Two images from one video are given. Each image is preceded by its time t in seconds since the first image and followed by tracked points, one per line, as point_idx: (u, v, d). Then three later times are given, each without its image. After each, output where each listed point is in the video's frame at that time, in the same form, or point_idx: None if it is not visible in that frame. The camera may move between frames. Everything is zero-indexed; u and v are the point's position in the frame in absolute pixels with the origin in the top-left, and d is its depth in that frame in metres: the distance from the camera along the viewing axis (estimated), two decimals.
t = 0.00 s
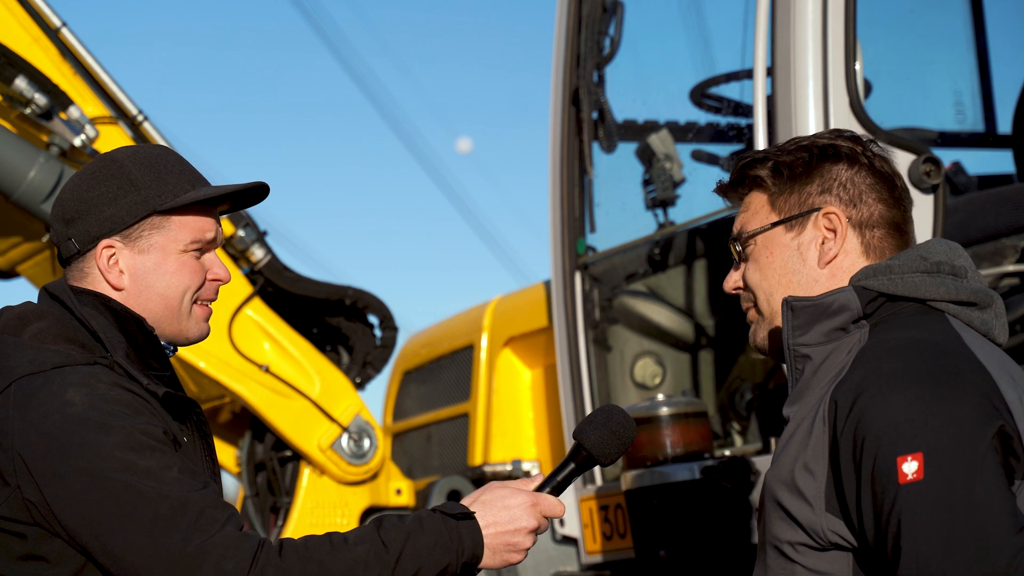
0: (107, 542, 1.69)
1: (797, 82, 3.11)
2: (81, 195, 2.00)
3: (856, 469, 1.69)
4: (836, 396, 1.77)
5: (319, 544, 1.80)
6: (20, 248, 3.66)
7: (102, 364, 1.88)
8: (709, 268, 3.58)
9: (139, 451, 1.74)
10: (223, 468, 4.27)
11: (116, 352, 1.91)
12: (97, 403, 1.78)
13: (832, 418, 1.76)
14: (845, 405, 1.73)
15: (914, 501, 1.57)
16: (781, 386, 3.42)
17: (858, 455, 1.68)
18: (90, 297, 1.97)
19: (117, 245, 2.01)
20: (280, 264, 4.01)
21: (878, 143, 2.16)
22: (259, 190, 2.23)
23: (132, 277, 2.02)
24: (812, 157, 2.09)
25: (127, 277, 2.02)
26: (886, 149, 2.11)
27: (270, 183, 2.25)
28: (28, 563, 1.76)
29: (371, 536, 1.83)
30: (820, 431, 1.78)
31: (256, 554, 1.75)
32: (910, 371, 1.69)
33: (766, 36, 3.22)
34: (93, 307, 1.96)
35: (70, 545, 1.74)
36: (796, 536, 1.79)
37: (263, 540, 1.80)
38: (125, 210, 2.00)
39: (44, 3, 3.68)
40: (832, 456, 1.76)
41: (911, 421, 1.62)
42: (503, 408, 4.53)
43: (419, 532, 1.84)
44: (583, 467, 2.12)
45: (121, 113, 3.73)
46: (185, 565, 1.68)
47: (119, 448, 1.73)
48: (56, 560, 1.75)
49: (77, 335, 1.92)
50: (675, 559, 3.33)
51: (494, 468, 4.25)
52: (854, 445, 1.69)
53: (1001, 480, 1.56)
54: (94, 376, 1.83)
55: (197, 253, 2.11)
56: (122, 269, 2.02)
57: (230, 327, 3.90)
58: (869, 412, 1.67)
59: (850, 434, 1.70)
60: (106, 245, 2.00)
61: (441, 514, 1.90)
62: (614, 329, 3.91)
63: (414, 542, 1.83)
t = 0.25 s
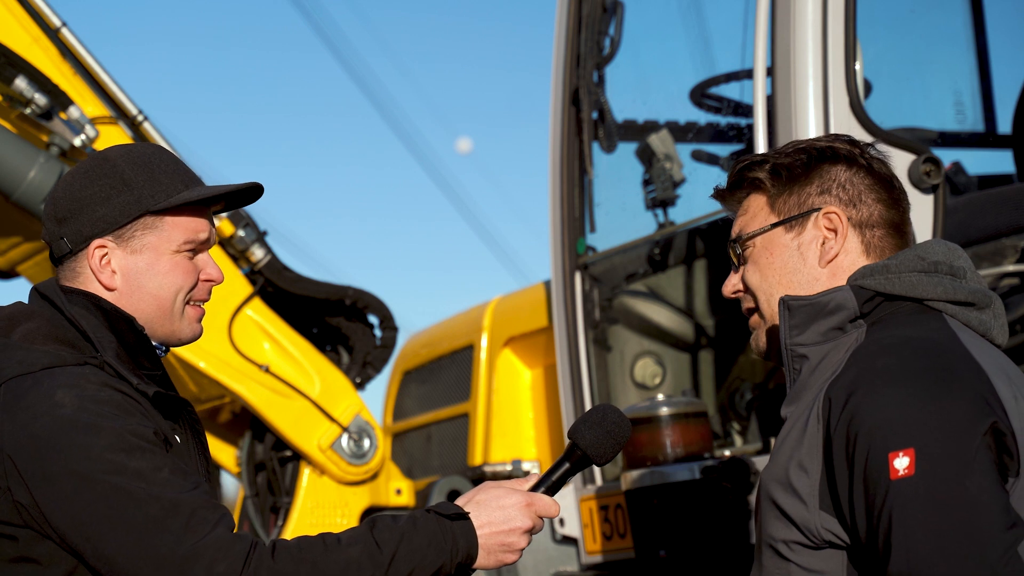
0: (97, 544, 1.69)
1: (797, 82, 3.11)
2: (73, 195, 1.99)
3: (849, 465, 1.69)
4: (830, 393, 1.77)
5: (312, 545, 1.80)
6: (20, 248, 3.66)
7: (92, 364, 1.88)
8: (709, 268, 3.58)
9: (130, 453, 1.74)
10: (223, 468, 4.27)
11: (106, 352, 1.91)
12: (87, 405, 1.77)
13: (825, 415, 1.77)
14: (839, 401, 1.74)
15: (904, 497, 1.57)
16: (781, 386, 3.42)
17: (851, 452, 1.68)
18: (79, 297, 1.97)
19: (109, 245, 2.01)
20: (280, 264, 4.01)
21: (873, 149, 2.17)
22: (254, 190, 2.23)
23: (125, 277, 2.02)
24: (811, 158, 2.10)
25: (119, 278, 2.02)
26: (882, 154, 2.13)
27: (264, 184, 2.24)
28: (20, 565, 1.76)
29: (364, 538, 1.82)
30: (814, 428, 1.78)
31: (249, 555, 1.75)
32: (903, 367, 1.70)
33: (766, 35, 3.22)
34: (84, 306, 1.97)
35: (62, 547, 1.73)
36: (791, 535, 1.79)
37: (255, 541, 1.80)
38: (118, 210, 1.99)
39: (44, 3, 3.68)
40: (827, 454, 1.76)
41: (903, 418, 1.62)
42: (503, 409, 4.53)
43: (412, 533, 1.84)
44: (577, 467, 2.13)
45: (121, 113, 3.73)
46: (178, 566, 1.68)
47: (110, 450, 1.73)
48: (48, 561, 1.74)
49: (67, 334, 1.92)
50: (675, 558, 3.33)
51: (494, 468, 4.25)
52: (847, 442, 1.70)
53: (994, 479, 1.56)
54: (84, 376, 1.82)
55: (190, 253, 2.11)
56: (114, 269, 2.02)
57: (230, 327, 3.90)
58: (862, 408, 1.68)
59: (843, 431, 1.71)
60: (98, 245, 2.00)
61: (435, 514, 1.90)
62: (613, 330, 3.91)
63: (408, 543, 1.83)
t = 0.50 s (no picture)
0: (94, 545, 1.69)
1: (797, 81, 3.11)
2: (71, 194, 1.99)
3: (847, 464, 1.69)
4: (829, 392, 1.78)
5: (309, 547, 1.80)
6: (20, 248, 3.66)
7: (89, 364, 1.87)
8: (709, 268, 3.58)
9: (127, 454, 1.74)
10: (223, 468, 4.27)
11: (104, 352, 1.91)
12: (84, 405, 1.77)
13: (824, 414, 1.78)
14: (837, 400, 1.75)
15: (901, 495, 1.57)
16: (781, 386, 3.42)
17: (849, 450, 1.69)
18: (77, 297, 1.97)
19: (107, 244, 2.01)
20: (280, 264, 4.01)
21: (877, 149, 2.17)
22: (252, 189, 2.23)
23: (123, 277, 2.02)
24: (815, 160, 2.09)
25: (117, 277, 2.02)
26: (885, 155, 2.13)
27: (261, 181, 2.24)
28: (19, 565, 1.76)
29: (361, 539, 1.82)
30: (813, 428, 1.79)
31: (247, 555, 1.75)
32: (902, 366, 1.70)
33: (766, 35, 3.22)
34: (81, 305, 1.96)
35: (60, 548, 1.74)
36: (790, 535, 1.79)
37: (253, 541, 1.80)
38: (115, 209, 1.99)
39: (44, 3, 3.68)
40: (825, 453, 1.76)
41: (900, 416, 1.63)
42: (503, 408, 4.53)
43: (410, 534, 1.84)
44: (575, 468, 2.14)
45: (121, 113, 3.73)
46: (176, 566, 1.68)
47: (108, 451, 1.73)
48: (46, 562, 1.75)
49: (65, 335, 1.92)
50: (675, 558, 3.34)
51: (494, 468, 4.25)
52: (845, 441, 1.70)
53: (992, 479, 1.56)
54: (81, 377, 1.82)
55: (188, 253, 2.11)
56: (111, 269, 2.02)
57: (230, 326, 3.90)
58: (860, 408, 1.68)
59: (842, 430, 1.71)
60: (95, 244, 2.00)
61: (433, 516, 1.90)
62: (613, 330, 3.91)
63: (405, 544, 1.82)
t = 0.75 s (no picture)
0: (98, 547, 1.69)
1: (797, 82, 3.11)
2: (76, 194, 1.99)
3: (851, 464, 1.69)
4: (832, 393, 1.78)
5: (312, 548, 1.80)
6: (20, 248, 3.66)
7: (94, 365, 1.87)
8: (709, 268, 3.58)
9: (131, 455, 1.74)
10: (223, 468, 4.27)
11: (109, 352, 1.91)
12: (88, 406, 1.77)
13: (828, 414, 1.77)
14: (841, 400, 1.74)
15: (905, 496, 1.58)
16: (781, 386, 3.42)
17: (853, 451, 1.68)
18: (81, 298, 1.97)
19: (112, 244, 2.01)
20: (280, 264, 4.01)
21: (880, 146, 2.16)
22: (256, 190, 2.22)
23: (127, 276, 2.02)
24: (818, 161, 2.08)
25: (121, 277, 2.02)
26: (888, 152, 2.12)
27: (266, 183, 2.24)
28: (23, 566, 1.76)
29: (365, 540, 1.82)
30: (818, 427, 1.78)
31: (251, 557, 1.75)
32: (906, 366, 1.70)
33: (766, 35, 3.22)
34: (85, 306, 1.96)
35: (64, 549, 1.74)
36: (794, 535, 1.79)
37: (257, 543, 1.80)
38: (120, 209, 1.99)
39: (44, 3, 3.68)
40: (829, 453, 1.76)
41: (904, 417, 1.62)
42: (503, 409, 4.53)
43: (414, 535, 1.84)
44: (575, 467, 2.14)
45: (121, 113, 3.73)
46: (179, 568, 1.68)
47: (111, 452, 1.72)
48: (51, 563, 1.74)
49: (69, 335, 1.92)
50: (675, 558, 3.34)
51: (494, 468, 4.25)
52: (849, 441, 1.70)
53: (995, 481, 1.56)
54: (86, 378, 1.82)
55: (192, 253, 2.11)
56: (116, 269, 2.02)
57: (230, 326, 3.90)
58: (864, 408, 1.68)
59: (845, 430, 1.71)
60: (100, 244, 2.00)
61: (436, 517, 1.90)
62: (614, 330, 3.91)
63: (409, 545, 1.83)
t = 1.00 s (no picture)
0: (103, 548, 1.69)
1: (797, 82, 3.11)
2: (78, 194, 1.99)
3: (860, 466, 1.69)
4: (842, 394, 1.77)
5: (315, 550, 1.80)
6: (20, 248, 3.66)
7: (97, 366, 1.87)
8: (709, 268, 3.58)
9: (135, 456, 1.73)
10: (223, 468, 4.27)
11: (112, 353, 1.90)
12: (92, 407, 1.77)
13: (837, 415, 1.77)
14: (850, 402, 1.74)
15: (915, 499, 1.57)
16: (782, 386, 3.42)
17: (862, 453, 1.68)
18: (84, 298, 1.97)
19: (114, 244, 2.01)
20: (280, 264, 4.00)
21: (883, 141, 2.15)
22: (257, 189, 2.21)
23: (130, 277, 2.02)
24: (820, 161, 2.07)
25: (125, 277, 2.02)
26: (890, 147, 2.11)
27: (268, 182, 2.23)
28: (28, 567, 1.76)
29: (368, 542, 1.82)
30: (826, 428, 1.78)
31: (255, 560, 1.75)
32: (913, 366, 1.70)
33: (766, 36, 3.22)
34: (88, 307, 1.96)
35: (68, 550, 1.74)
36: (802, 535, 1.79)
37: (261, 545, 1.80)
38: (123, 209, 1.99)
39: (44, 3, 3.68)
40: (838, 454, 1.76)
41: (913, 419, 1.62)
42: (503, 409, 4.53)
43: (417, 536, 1.84)
44: (580, 468, 2.11)
45: (121, 112, 3.73)
46: (183, 569, 1.68)
47: (115, 454, 1.72)
48: (55, 564, 1.74)
49: (72, 335, 1.92)
50: (676, 558, 3.31)
51: (494, 468, 4.25)
52: (858, 443, 1.69)
53: (1000, 483, 1.56)
54: (90, 378, 1.82)
55: (195, 253, 2.11)
56: (119, 269, 2.02)
57: (229, 326, 3.90)
58: (873, 410, 1.67)
59: (854, 432, 1.70)
60: (103, 244, 1.99)
61: (439, 517, 1.91)
62: (614, 330, 3.91)
63: (412, 547, 1.83)
